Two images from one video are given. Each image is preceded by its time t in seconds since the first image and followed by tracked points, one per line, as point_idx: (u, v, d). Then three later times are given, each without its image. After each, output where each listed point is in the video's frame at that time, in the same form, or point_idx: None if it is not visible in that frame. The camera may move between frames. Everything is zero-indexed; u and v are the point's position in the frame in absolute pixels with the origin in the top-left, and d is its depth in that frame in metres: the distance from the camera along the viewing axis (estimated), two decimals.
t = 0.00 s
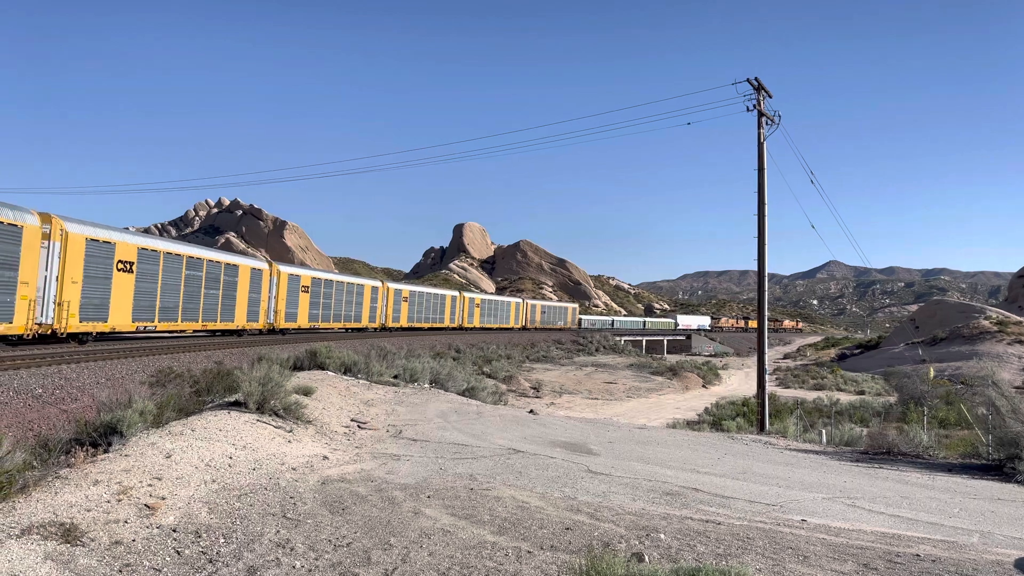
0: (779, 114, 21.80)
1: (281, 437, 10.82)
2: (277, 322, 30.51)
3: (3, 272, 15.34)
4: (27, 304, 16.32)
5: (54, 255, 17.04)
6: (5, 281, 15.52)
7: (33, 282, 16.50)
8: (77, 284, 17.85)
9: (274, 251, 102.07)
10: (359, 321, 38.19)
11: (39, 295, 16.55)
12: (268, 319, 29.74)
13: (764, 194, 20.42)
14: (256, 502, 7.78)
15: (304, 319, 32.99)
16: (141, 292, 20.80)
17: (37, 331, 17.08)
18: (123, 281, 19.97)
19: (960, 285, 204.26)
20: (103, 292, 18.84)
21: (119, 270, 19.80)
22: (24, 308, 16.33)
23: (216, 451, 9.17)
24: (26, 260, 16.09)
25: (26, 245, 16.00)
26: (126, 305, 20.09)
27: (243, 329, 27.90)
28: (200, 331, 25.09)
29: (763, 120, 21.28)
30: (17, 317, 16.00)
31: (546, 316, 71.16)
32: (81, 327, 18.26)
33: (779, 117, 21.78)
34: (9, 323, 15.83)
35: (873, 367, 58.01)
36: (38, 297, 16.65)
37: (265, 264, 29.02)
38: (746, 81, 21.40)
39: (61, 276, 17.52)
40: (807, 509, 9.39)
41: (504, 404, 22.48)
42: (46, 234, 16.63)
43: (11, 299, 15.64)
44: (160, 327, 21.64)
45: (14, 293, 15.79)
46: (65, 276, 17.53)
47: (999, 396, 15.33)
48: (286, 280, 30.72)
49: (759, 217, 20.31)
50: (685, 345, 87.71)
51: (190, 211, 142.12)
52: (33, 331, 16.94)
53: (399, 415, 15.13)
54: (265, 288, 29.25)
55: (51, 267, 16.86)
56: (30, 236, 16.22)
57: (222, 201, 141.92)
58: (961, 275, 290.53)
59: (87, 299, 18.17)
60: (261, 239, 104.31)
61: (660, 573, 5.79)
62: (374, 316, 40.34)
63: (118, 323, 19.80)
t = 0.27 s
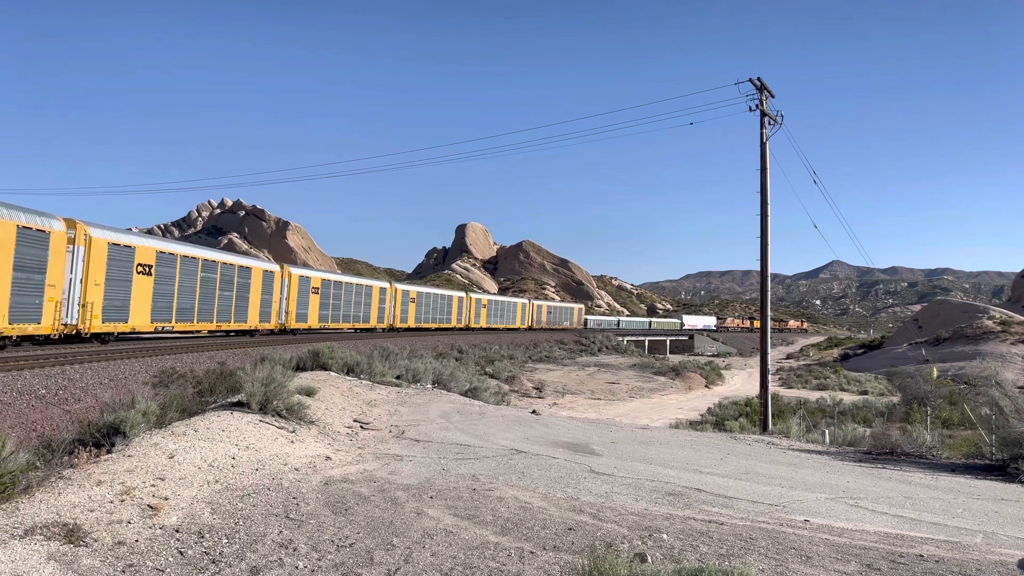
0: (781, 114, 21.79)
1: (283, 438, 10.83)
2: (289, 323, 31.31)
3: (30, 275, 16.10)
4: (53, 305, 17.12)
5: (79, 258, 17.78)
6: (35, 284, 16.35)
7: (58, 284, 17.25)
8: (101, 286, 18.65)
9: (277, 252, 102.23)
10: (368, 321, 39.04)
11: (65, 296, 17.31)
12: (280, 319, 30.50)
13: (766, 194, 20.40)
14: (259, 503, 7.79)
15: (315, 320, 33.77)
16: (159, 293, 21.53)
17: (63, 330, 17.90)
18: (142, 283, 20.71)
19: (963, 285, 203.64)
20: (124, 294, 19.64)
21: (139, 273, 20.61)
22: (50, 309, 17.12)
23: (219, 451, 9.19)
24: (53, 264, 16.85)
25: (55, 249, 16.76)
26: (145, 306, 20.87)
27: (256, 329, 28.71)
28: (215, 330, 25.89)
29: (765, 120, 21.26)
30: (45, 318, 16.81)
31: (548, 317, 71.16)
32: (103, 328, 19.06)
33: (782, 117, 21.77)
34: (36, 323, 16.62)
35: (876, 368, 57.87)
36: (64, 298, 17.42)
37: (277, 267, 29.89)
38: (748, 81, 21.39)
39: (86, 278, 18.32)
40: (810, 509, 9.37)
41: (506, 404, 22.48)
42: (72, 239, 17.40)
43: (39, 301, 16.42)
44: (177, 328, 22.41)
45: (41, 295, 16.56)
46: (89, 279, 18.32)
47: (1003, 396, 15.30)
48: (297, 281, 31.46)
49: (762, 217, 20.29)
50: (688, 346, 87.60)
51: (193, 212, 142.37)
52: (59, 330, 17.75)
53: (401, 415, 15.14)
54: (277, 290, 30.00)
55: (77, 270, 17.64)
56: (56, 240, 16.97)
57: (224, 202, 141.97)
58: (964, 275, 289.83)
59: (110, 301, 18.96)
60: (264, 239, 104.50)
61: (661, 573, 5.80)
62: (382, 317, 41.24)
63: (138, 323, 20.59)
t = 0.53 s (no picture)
0: (784, 114, 21.77)
1: (286, 439, 10.84)
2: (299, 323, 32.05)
3: (56, 277, 16.75)
4: (77, 307, 17.77)
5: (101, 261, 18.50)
6: (59, 287, 17.04)
7: (82, 287, 17.93)
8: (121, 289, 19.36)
9: (279, 253, 102.36)
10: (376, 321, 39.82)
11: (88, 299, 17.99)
12: (291, 320, 31.28)
13: (769, 194, 20.37)
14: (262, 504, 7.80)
15: (324, 321, 34.56)
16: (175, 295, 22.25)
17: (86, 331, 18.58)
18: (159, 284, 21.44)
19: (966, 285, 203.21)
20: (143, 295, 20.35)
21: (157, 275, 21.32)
22: (75, 310, 17.78)
23: (222, 452, 9.20)
24: (77, 267, 17.51)
25: (80, 252, 17.44)
26: (162, 307, 21.60)
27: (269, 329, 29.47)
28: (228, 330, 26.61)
29: (767, 121, 21.23)
30: (69, 319, 17.44)
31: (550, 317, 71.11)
32: (124, 328, 19.79)
33: (784, 117, 21.75)
34: (62, 324, 17.27)
35: (879, 368, 57.79)
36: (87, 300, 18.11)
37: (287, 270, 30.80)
38: (750, 82, 21.37)
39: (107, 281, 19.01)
40: (813, 510, 9.35)
41: (509, 405, 22.51)
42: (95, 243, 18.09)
43: (64, 302, 17.07)
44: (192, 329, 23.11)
45: (66, 297, 17.24)
46: (111, 281, 19.02)
47: (1005, 397, 15.28)
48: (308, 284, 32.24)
49: (764, 218, 20.26)
50: (690, 346, 87.53)
51: (195, 213, 142.48)
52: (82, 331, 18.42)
53: (404, 416, 15.15)
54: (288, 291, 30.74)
55: (99, 273, 18.33)
56: (81, 245, 17.66)
57: (226, 202, 141.92)
58: (967, 275, 289.34)
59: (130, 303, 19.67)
60: (266, 240, 104.65)
61: (663, 574, 5.81)
62: (390, 318, 42.03)
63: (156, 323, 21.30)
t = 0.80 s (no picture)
0: (785, 115, 21.75)
1: (288, 439, 10.85)
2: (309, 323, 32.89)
3: (79, 280, 17.50)
4: (99, 308, 18.53)
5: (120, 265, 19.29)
6: (83, 289, 17.78)
7: (104, 289, 18.72)
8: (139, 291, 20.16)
9: (281, 254, 102.52)
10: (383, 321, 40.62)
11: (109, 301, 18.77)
12: (301, 321, 32.11)
13: (771, 195, 20.34)
14: (263, 504, 7.80)
15: (333, 321, 35.48)
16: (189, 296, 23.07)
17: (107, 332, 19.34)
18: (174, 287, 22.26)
19: (969, 286, 202.89)
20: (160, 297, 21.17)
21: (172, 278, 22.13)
22: (97, 311, 18.54)
23: (224, 453, 9.21)
24: (98, 270, 18.27)
25: (101, 256, 18.20)
26: (178, 308, 22.42)
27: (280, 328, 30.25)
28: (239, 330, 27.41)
29: (769, 121, 21.21)
30: (92, 320, 18.15)
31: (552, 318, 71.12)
32: (142, 328, 20.59)
33: (786, 118, 21.74)
34: (85, 325, 17.99)
35: (881, 369, 57.70)
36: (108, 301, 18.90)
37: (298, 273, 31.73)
38: (752, 83, 21.36)
39: (126, 284, 19.80)
40: (815, 511, 9.33)
41: (510, 405, 22.52)
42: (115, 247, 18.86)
43: (87, 304, 17.85)
44: (206, 329, 23.95)
45: (89, 299, 17.98)
46: (129, 284, 19.80)
47: (1008, 397, 15.25)
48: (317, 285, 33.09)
49: (766, 218, 20.24)
50: (692, 347, 87.47)
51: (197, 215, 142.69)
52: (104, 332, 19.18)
53: (406, 417, 15.16)
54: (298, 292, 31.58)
55: (119, 276, 19.11)
56: (102, 249, 18.45)
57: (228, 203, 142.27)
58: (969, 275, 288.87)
59: (148, 304, 20.48)
60: (268, 241, 104.84)
61: (665, 574, 5.82)
62: (396, 318, 42.88)
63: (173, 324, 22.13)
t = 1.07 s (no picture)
0: (786, 115, 21.74)
1: (289, 440, 10.85)
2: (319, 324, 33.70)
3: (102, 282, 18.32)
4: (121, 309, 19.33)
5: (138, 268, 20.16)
6: (105, 291, 18.57)
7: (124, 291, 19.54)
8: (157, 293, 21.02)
9: (282, 254, 102.63)
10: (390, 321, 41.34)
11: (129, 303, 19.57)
12: (310, 321, 32.81)
13: (772, 196, 20.33)
14: (264, 505, 7.81)
15: (342, 321, 36.15)
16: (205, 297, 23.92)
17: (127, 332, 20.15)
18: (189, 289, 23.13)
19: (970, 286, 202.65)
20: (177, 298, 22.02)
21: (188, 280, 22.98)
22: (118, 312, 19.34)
23: (225, 453, 9.22)
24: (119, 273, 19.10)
25: (122, 260, 19.06)
26: (194, 309, 23.27)
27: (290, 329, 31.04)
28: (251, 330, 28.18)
29: (770, 122, 21.20)
30: (114, 320, 18.93)
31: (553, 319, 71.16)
32: (160, 329, 21.42)
33: (787, 118, 21.72)
34: (106, 325, 18.77)
35: (882, 369, 57.71)
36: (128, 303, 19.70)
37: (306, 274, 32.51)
38: (753, 83, 21.36)
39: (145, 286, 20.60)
40: (816, 512, 9.32)
41: (511, 406, 22.47)
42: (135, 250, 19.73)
43: (109, 305, 18.62)
44: (220, 330, 24.76)
45: (111, 300, 18.79)
46: (148, 287, 20.64)
47: (1010, 397, 15.23)
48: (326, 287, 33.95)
49: (767, 219, 20.24)
50: (693, 347, 87.48)
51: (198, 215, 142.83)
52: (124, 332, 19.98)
53: (407, 417, 15.17)
54: (308, 293, 32.43)
55: (138, 278, 19.98)
56: (122, 253, 19.26)
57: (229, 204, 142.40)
58: (970, 276, 288.62)
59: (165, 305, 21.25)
60: (269, 241, 104.94)
61: (666, 574, 5.83)
62: (403, 319, 43.61)
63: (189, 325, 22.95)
